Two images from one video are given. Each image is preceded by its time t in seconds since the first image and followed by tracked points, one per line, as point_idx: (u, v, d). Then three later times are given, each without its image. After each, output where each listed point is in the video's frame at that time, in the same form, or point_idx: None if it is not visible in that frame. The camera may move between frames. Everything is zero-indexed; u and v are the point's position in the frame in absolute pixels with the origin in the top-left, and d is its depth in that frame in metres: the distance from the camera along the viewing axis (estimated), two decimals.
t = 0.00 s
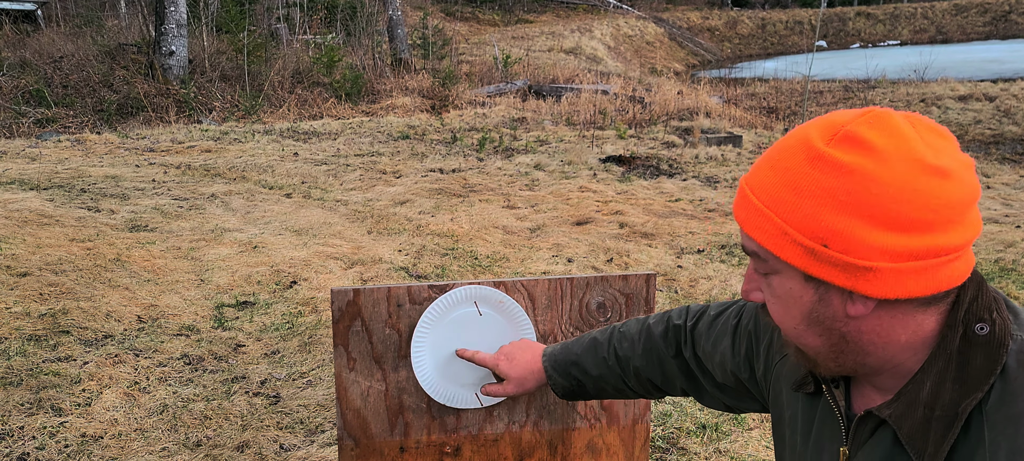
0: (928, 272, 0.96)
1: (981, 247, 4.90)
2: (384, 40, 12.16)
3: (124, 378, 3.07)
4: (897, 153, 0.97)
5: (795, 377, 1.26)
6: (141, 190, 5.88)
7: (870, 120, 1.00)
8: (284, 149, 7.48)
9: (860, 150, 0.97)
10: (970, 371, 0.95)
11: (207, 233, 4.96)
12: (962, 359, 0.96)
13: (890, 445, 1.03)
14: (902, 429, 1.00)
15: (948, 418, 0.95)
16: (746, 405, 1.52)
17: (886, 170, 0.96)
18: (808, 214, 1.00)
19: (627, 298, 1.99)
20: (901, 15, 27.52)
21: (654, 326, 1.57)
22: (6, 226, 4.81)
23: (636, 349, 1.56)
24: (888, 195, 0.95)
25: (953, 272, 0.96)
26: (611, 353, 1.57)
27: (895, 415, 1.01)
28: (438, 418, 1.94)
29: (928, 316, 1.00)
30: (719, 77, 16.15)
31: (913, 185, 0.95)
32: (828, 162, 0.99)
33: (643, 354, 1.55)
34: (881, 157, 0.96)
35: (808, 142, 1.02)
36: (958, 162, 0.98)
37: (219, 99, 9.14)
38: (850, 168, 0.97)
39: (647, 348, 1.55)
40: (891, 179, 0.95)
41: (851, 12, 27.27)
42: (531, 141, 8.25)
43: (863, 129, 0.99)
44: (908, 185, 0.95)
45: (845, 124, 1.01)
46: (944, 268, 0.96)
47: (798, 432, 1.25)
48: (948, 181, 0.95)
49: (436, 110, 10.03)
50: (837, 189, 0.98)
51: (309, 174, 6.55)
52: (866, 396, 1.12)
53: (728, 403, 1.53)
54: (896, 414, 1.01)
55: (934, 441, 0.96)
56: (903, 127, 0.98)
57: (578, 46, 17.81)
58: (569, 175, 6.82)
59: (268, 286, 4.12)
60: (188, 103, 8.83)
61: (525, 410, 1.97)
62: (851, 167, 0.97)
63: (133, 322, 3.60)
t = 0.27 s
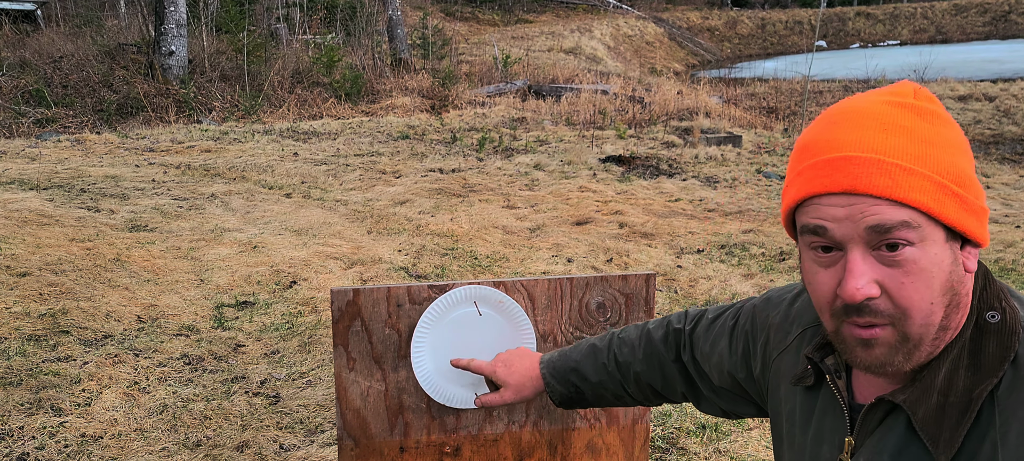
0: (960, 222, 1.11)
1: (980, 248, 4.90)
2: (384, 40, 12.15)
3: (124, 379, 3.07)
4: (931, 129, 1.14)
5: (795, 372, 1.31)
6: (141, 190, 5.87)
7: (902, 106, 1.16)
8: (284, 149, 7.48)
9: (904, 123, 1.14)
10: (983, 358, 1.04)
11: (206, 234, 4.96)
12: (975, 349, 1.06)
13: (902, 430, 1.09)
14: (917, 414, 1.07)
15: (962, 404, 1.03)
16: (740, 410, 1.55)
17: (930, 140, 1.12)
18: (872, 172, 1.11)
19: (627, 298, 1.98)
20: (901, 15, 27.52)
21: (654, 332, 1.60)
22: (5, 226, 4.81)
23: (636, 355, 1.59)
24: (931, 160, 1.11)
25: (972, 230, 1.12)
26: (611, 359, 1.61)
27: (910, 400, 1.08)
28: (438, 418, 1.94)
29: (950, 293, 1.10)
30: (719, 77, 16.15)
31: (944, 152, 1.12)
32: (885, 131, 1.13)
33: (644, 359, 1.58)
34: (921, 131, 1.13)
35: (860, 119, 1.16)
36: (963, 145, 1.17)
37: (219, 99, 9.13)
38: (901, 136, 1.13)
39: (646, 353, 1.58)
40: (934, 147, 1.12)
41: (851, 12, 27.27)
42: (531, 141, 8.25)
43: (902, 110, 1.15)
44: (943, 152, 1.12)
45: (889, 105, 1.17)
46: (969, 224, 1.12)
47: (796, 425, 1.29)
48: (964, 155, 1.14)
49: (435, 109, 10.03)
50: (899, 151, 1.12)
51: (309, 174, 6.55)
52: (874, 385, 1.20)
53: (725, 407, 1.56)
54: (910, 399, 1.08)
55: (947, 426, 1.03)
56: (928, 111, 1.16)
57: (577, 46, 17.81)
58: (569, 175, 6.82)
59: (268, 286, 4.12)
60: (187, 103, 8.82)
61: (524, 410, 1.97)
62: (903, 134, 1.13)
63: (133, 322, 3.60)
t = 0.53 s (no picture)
0: (932, 261, 0.93)
1: (980, 248, 4.91)
2: (384, 40, 12.15)
3: (124, 379, 3.07)
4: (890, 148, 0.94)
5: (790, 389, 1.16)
6: (141, 190, 5.88)
7: (850, 127, 0.97)
8: (284, 149, 7.48)
9: (848, 155, 0.95)
10: (981, 373, 0.92)
11: (206, 233, 4.96)
12: (972, 363, 0.93)
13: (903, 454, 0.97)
14: (917, 435, 0.95)
15: (963, 421, 0.91)
16: (751, 444, 1.37)
17: (881, 171, 0.93)
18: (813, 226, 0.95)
19: (627, 298, 1.99)
20: (900, 15, 27.53)
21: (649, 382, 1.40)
22: (5, 226, 4.81)
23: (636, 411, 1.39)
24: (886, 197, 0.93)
25: (952, 260, 0.94)
26: (613, 422, 1.41)
27: (909, 421, 0.96)
28: (437, 418, 1.94)
29: (929, 315, 0.96)
30: (718, 77, 16.15)
31: (906, 180, 0.92)
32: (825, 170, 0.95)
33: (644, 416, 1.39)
34: (872, 160, 0.93)
35: (798, 158, 0.98)
36: (940, 154, 0.96)
37: (219, 99, 9.13)
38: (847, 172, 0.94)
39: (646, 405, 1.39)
40: (886, 180, 0.93)
41: (851, 12, 27.28)
42: (531, 141, 8.25)
43: (849, 133, 0.96)
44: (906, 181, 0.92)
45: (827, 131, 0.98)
46: (945, 259, 0.93)
47: (794, 442, 1.16)
48: (936, 173, 0.94)
49: (435, 110, 10.04)
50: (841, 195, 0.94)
51: (309, 174, 6.55)
52: (865, 407, 1.04)
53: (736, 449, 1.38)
54: (910, 419, 0.96)
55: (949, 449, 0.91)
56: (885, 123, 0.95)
57: (577, 46, 17.82)
58: (569, 175, 6.82)
59: (268, 286, 4.12)
60: (188, 103, 8.83)
61: (524, 410, 1.98)
62: (846, 172, 0.94)
63: (132, 322, 3.60)
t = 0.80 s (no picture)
0: (825, 367, 0.91)
1: (980, 248, 4.90)
2: (384, 40, 12.15)
3: (124, 379, 3.07)
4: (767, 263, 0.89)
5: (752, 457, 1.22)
6: (141, 190, 5.88)
7: (724, 240, 0.92)
8: (284, 149, 7.48)
9: (724, 279, 0.91)
10: (900, 429, 0.92)
11: (206, 233, 4.96)
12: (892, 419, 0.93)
13: None
14: None
15: None
16: None
17: (758, 297, 0.89)
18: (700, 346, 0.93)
19: (627, 298, 1.99)
20: (900, 15, 27.53)
21: None
22: (6, 226, 4.81)
23: None
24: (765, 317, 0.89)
25: (848, 355, 0.92)
26: None
27: None
28: (438, 418, 1.93)
29: (844, 390, 0.96)
30: (718, 77, 16.15)
31: (786, 298, 0.89)
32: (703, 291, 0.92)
33: None
34: (748, 280, 0.89)
35: (677, 276, 0.95)
36: (823, 252, 0.91)
37: (219, 99, 9.13)
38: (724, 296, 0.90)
39: None
40: (764, 303, 0.89)
41: (851, 12, 27.28)
42: (531, 141, 8.25)
43: (722, 252, 0.91)
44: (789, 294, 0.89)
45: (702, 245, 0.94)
46: (837, 360, 0.92)
47: None
48: (817, 282, 0.89)
49: (435, 110, 10.04)
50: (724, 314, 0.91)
51: (309, 174, 6.56)
52: None
53: None
54: None
55: None
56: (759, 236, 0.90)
57: (577, 46, 17.82)
58: (569, 175, 6.82)
59: (268, 286, 4.12)
60: (188, 103, 8.83)
61: (524, 411, 1.98)
62: (723, 296, 0.90)
63: (133, 322, 3.60)
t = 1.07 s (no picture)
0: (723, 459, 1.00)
1: (980, 248, 4.90)
2: (384, 40, 12.15)
3: (125, 379, 3.07)
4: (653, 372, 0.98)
5: None
6: (141, 190, 5.88)
7: (615, 354, 1.02)
8: (284, 149, 7.48)
9: (617, 391, 1.00)
10: None
11: (207, 233, 4.96)
12: None
13: None
14: None
15: None
16: None
17: (648, 404, 0.98)
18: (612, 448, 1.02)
19: (627, 297, 1.99)
20: (901, 15, 27.52)
21: None
22: (6, 226, 4.81)
23: None
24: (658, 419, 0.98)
25: (744, 444, 1.01)
26: None
27: None
28: (438, 418, 1.93)
29: None
30: (719, 77, 16.13)
31: (675, 403, 0.97)
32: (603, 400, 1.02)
33: None
34: (637, 392, 0.98)
35: (583, 391, 1.05)
36: (707, 357, 1.00)
37: (219, 99, 9.13)
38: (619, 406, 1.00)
39: None
40: (655, 409, 0.98)
41: (851, 12, 27.28)
42: (531, 141, 8.25)
43: (613, 367, 1.01)
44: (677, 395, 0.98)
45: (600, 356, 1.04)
46: (732, 451, 1.00)
47: None
48: (703, 385, 0.98)
49: (435, 110, 10.03)
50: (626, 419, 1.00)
51: (309, 174, 6.55)
52: None
53: None
54: None
55: None
56: (643, 349, 0.99)
57: (577, 46, 17.81)
58: (569, 175, 6.81)
59: (268, 286, 4.12)
60: (188, 103, 8.83)
61: (524, 411, 1.97)
62: (618, 408, 1.00)
63: (133, 322, 3.60)
